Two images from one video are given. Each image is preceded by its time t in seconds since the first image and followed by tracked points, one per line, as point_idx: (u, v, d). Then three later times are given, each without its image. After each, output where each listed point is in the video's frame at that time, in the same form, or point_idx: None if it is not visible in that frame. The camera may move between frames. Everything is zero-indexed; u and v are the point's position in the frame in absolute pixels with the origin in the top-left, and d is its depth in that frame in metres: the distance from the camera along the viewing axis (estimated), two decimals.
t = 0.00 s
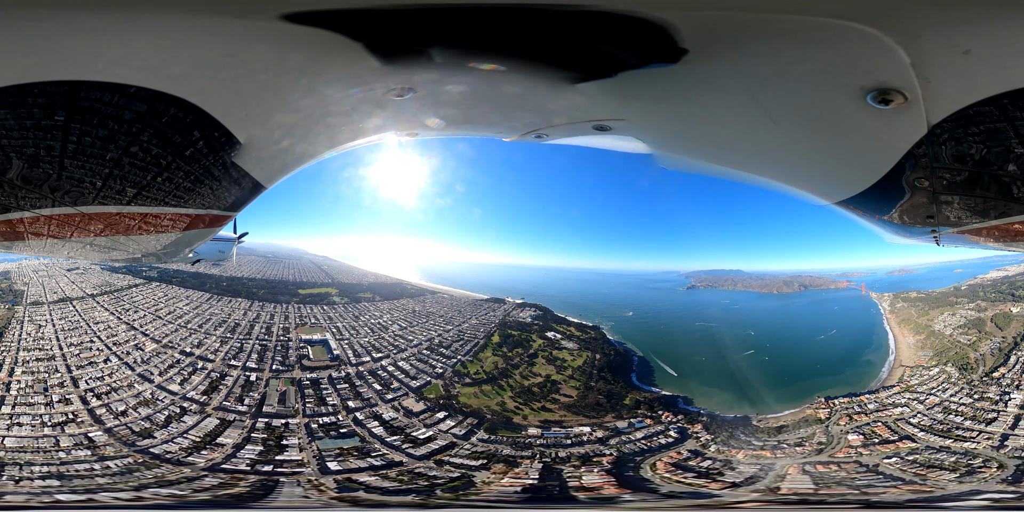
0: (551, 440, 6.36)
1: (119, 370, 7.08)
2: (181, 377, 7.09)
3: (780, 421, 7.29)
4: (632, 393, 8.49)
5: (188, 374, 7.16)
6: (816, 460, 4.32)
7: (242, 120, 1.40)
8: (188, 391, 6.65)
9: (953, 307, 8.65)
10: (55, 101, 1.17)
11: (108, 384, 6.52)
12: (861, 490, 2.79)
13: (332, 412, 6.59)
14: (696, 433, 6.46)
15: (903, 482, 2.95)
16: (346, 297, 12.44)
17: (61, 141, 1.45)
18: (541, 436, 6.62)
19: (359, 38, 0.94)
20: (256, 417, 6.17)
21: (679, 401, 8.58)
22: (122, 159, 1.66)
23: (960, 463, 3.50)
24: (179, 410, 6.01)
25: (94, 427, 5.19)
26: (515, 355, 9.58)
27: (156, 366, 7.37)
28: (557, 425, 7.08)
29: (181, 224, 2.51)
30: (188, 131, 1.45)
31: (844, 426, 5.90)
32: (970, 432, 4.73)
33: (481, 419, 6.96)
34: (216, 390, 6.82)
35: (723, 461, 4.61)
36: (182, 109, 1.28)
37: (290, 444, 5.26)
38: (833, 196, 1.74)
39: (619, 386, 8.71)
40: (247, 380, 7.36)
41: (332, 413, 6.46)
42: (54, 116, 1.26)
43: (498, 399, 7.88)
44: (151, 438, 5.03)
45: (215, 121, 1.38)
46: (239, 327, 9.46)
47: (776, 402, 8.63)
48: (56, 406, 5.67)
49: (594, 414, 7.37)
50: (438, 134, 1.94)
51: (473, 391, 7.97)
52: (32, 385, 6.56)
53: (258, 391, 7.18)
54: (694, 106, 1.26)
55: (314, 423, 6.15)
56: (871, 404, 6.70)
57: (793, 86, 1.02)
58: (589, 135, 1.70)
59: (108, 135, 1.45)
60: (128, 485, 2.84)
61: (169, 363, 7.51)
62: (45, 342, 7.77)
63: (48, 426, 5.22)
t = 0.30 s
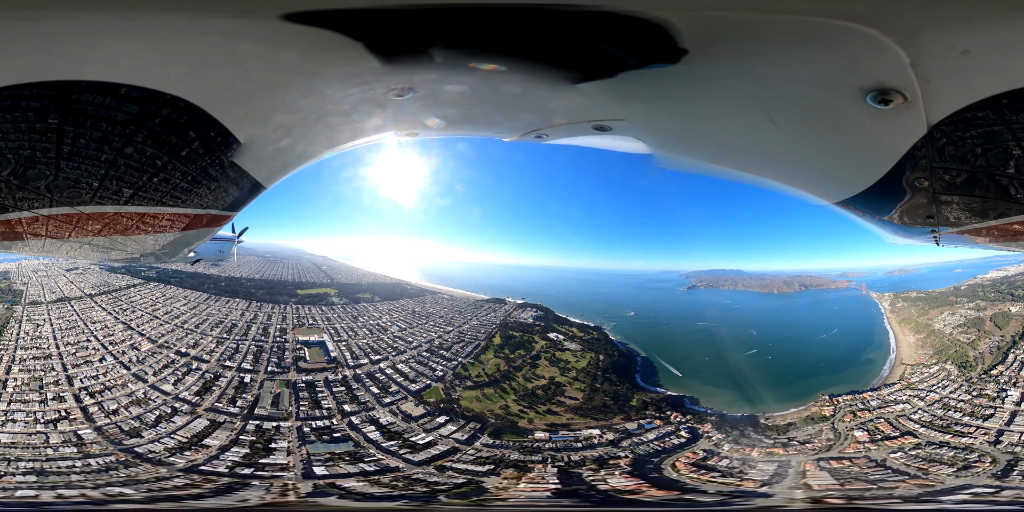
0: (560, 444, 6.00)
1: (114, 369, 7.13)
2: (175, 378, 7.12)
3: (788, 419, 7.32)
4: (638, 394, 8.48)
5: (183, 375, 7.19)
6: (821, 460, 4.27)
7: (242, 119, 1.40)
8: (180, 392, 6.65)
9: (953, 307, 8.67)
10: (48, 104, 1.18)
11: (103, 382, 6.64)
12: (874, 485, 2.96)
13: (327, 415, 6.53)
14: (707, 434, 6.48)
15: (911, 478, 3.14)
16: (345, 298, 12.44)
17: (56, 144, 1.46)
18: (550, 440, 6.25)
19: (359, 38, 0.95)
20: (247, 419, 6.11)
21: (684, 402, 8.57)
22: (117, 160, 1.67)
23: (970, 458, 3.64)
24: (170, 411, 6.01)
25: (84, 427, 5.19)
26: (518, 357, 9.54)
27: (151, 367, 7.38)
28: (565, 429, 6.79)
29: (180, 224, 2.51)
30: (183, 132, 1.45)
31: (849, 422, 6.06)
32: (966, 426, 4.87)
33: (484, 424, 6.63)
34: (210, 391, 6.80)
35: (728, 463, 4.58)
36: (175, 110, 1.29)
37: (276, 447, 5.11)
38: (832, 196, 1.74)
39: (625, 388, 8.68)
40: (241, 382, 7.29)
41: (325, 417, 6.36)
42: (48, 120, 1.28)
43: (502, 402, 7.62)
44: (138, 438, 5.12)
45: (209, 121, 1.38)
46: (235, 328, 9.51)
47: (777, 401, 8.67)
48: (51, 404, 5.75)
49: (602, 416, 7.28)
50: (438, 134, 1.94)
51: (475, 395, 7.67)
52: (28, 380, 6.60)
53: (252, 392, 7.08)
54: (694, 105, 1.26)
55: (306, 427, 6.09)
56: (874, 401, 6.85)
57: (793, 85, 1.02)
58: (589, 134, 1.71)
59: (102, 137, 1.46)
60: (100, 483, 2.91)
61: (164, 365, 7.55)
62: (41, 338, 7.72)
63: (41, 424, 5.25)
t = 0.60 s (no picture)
0: (571, 447, 5.95)
1: (109, 368, 7.18)
2: (168, 377, 7.15)
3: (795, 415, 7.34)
4: (645, 395, 8.48)
5: (176, 375, 7.22)
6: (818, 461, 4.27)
7: (242, 119, 1.40)
8: (173, 392, 6.71)
9: (953, 306, 8.69)
10: (42, 107, 1.19)
11: (97, 380, 6.68)
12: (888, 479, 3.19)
13: (319, 420, 6.29)
14: (719, 432, 6.50)
15: (915, 473, 3.38)
16: (344, 298, 12.44)
17: (51, 146, 1.47)
18: (559, 444, 6.22)
19: (359, 38, 0.95)
20: (238, 422, 6.09)
21: (688, 401, 8.60)
22: (112, 161, 1.67)
23: (967, 453, 3.90)
24: (161, 411, 6.04)
25: (75, 423, 5.39)
26: (520, 359, 9.53)
27: (146, 367, 7.42)
28: (575, 432, 6.75)
29: (178, 224, 2.51)
30: (179, 132, 1.45)
31: (854, 419, 6.16)
32: (966, 421, 5.00)
33: (488, 429, 6.53)
34: (203, 392, 6.79)
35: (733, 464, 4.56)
36: (169, 110, 1.29)
37: (263, 449, 5.02)
38: (832, 196, 1.74)
39: (630, 389, 8.71)
40: (235, 384, 7.21)
41: (318, 420, 6.24)
42: (42, 122, 1.28)
43: (505, 406, 7.58)
44: (125, 437, 5.21)
45: (205, 121, 1.38)
46: (232, 328, 9.37)
47: (779, 400, 8.69)
48: (46, 401, 5.95)
49: (610, 419, 7.21)
50: (438, 134, 1.94)
51: (477, 398, 7.71)
52: (26, 379, 6.75)
53: (244, 395, 7.05)
54: (693, 105, 1.26)
55: (298, 430, 5.89)
56: (877, 398, 6.90)
57: (792, 85, 1.02)
58: (589, 134, 1.71)
59: (97, 138, 1.46)
60: (87, 479, 3.13)
61: (158, 364, 7.56)
62: (39, 337, 7.87)
63: (35, 420, 5.55)
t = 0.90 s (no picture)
0: (584, 450, 5.75)
1: (104, 368, 7.21)
2: (162, 377, 7.17)
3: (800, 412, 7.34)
4: (653, 396, 8.49)
5: (169, 375, 7.22)
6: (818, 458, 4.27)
7: (242, 119, 1.40)
8: (166, 391, 6.68)
9: (952, 305, 8.71)
10: (35, 110, 1.23)
11: (91, 379, 6.74)
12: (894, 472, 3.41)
13: (309, 424, 6.18)
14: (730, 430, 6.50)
15: (917, 466, 3.60)
16: (343, 298, 12.42)
17: (47, 147, 1.49)
18: (570, 448, 6.09)
19: (360, 38, 0.95)
20: (228, 423, 5.96)
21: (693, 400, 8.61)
22: (108, 162, 1.69)
23: (965, 447, 4.08)
24: (151, 410, 6.06)
25: (67, 422, 5.56)
26: (522, 360, 9.51)
27: (141, 366, 7.47)
28: (584, 435, 6.56)
29: (176, 225, 2.51)
30: (173, 132, 1.45)
31: (858, 416, 6.18)
32: (966, 417, 5.10)
33: (493, 434, 6.56)
34: (196, 393, 6.75)
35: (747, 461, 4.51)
36: (160, 111, 1.30)
37: (249, 453, 4.99)
38: (832, 196, 1.73)
39: (635, 390, 8.70)
40: (229, 385, 7.17)
41: (311, 425, 6.13)
42: (36, 124, 1.32)
43: (509, 410, 7.53)
44: (114, 436, 5.28)
45: (199, 121, 1.38)
46: (228, 329, 9.32)
47: (781, 399, 8.69)
48: (39, 398, 6.18)
49: (619, 420, 7.14)
50: (438, 134, 1.94)
51: (479, 402, 7.67)
52: (20, 379, 6.83)
53: (237, 396, 6.94)
54: (693, 105, 1.26)
55: (289, 434, 5.79)
56: (880, 395, 6.91)
57: (791, 85, 1.02)
58: (588, 135, 1.71)
59: (92, 138, 1.46)
60: (65, 474, 3.39)
61: (153, 364, 7.57)
62: (37, 337, 7.93)
63: (30, 416, 5.79)
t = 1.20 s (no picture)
0: (598, 454, 5.28)
1: (99, 367, 7.20)
2: (156, 377, 7.20)
3: (806, 411, 7.32)
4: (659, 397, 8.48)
5: (163, 376, 7.25)
6: (819, 458, 4.26)
7: (242, 119, 1.41)
8: (159, 391, 6.75)
9: (952, 305, 8.72)
10: (30, 114, 1.26)
11: (86, 378, 6.77)
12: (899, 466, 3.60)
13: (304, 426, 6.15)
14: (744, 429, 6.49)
15: (921, 460, 3.73)
16: (342, 298, 12.41)
17: (43, 149, 1.52)
18: (583, 450, 5.70)
19: (362, 37, 0.95)
20: (218, 424, 5.88)
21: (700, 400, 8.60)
22: (104, 163, 1.70)
23: (963, 442, 4.16)
24: (143, 410, 6.04)
25: (59, 419, 5.48)
26: (524, 363, 9.49)
27: (136, 365, 7.49)
28: (593, 438, 6.45)
29: (175, 225, 2.51)
30: (168, 132, 1.47)
31: (862, 412, 6.20)
32: (965, 413, 5.15)
33: (498, 439, 6.25)
34: (190, 393, 6.74)
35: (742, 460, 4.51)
36: (152, 112, 1.31)
37: (233, 455, 4.57)
38: (832, 196, 1.74)
39: (642, 391, 8.69)
40: (223, 386, 7.15)
41: (304, 428, 6.04)
42: (31, 127, 1.35)
43: (513, 413, 7.47)
44: (104, 433, 5.20)
45: (195, 121, 1.39)
46: (225, 330, 9.36)
47: (784, 398, 8.67)
48: (34, 395, 6.19)
49: (628, 422, 7.06)
50: (438, 134, 1.95)
51: (482, 406, 7.61)
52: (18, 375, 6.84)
53: (231, 397, 6.90)
54: (693, 106, 1.27)
55: (279, 438, 5.66)
56: (882, 392, 6.92)
57: (790, 86, 1.03)
58: (589, 135, 1.71)
59: (87, 138, 1.48)
60: (45, 471, 3.37)
61: (148, 364, 7.58)
62: (34, 336, 7.91)
63: (23, 413, 5.79)
